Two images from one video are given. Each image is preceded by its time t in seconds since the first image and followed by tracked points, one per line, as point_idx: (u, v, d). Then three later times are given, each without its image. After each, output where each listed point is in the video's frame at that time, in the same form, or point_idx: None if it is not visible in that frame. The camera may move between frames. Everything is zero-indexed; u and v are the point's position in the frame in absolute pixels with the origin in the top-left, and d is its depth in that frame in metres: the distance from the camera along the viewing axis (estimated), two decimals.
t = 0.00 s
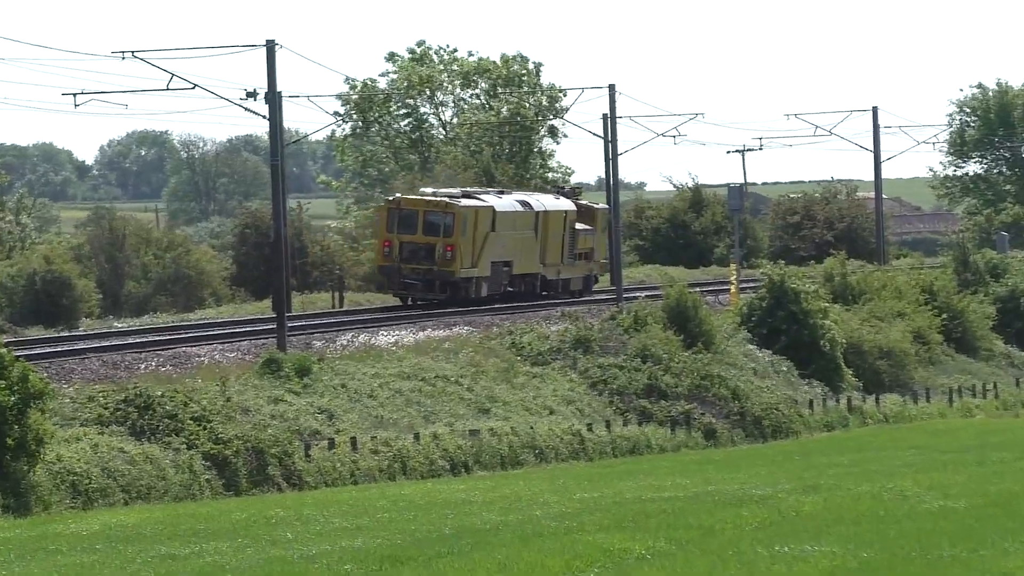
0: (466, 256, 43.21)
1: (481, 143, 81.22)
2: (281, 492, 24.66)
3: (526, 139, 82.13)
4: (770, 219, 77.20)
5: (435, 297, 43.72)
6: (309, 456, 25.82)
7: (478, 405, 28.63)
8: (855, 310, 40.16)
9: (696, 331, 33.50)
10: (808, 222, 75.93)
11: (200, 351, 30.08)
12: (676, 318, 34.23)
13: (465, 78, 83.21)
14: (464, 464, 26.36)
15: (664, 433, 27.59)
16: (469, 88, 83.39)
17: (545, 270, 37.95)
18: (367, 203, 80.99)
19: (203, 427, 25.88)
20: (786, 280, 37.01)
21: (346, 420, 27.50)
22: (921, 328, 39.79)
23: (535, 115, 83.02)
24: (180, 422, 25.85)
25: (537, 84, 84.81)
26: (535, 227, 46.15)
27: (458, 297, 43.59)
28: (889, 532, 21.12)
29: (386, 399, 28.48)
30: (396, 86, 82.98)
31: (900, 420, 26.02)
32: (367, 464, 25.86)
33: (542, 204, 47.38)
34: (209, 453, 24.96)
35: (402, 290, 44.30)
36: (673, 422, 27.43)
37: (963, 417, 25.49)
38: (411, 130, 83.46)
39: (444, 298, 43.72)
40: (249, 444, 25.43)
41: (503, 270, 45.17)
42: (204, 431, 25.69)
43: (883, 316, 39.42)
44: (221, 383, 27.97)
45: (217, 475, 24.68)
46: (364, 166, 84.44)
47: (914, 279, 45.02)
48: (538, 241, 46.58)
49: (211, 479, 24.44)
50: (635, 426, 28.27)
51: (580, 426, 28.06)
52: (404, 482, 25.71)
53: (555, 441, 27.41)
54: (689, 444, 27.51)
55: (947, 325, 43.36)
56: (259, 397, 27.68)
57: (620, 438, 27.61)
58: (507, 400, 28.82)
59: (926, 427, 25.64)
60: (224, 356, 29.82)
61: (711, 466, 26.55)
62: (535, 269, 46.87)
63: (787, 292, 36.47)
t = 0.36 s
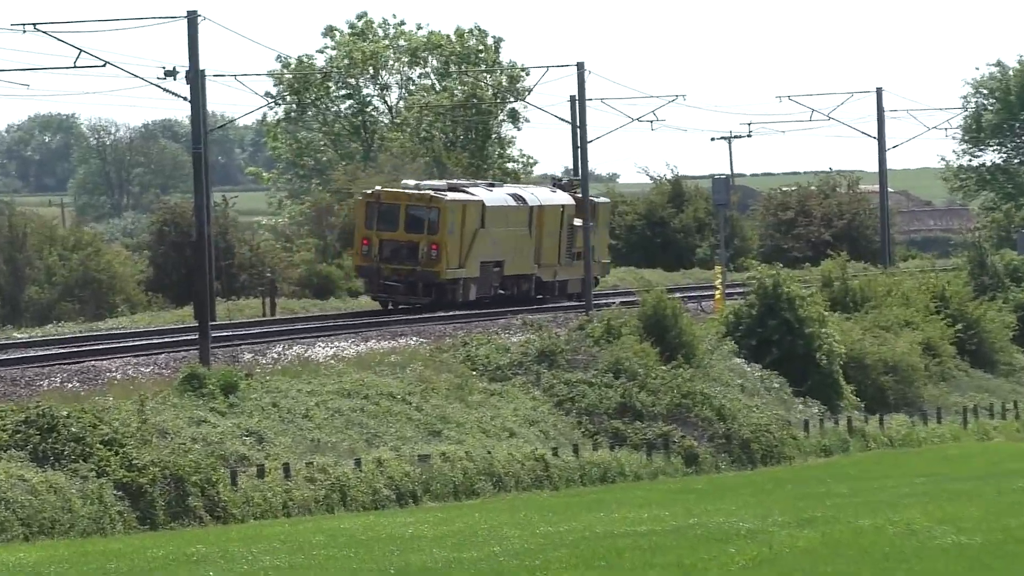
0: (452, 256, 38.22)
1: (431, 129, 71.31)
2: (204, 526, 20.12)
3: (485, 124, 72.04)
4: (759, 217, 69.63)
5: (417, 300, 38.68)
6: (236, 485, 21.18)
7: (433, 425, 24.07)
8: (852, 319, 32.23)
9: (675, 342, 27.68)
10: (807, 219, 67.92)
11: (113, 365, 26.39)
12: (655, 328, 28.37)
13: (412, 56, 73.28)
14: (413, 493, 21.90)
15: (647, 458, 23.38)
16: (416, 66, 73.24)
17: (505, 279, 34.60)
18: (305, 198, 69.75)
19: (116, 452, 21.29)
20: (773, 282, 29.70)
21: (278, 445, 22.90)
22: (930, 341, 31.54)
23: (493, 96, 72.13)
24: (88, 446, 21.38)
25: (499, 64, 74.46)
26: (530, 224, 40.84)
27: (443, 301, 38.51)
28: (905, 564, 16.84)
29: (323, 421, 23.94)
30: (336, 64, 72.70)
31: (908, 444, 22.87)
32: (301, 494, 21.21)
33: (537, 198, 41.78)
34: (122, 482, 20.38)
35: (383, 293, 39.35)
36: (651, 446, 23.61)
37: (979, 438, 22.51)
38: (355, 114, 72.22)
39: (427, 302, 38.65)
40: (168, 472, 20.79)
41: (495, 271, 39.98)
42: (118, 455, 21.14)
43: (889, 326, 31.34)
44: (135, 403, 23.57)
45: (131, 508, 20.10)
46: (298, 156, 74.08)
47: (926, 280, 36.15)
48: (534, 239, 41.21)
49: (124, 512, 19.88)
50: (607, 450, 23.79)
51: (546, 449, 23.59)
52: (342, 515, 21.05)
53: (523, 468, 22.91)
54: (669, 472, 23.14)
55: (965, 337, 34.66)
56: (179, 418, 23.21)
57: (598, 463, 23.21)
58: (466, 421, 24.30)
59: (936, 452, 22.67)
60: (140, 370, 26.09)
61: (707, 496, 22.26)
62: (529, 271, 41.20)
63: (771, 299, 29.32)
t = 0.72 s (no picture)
0: (442, 255, 32.52)
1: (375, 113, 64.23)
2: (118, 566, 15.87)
3: (434, 107, 65.13)
4: (746, 213, 59.07)
5: (402, 306, 32.92)
6: (152, 517, 16.76)
7: (376, 450, 19.93)
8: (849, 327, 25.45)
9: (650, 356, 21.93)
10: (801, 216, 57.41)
11: (10, 381, 22.85)
12: (627, 341, 22.47)
13: (353, 30, 65.73)
14: (353, 526, 17.72)
15: (620, 485, 19.44)
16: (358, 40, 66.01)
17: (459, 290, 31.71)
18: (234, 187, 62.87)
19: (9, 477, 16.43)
20: (760, 282, 23.31)
21: (201, 472, 18.54)
22: (943, 354, 24.47)
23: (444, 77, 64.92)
24: None
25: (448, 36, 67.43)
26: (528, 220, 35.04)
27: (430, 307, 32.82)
28: None
29: (251, 444, 19.65)
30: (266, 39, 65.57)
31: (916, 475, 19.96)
32: (225, 527, 16.86)
33: (533, 190, 35.96)
34: (21, 513, 15.94)
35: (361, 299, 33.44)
36: (622, 473, 19.90)
37: (996, 464, 19.96)
38: (288, 96, 65.51)
39: (412, 308, 32.94)
40: (74, 503, 16.42)
41: (488, 273, 34.18)
42: (13, 481, 16.39)
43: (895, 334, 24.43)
44: (34, 422, 19.04)
45: (30, 543, 15.79)
46: (223, 143, 66.76)
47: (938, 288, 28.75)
48: (532, 237, 35.47)
49: (24, 550, 15.53)
50: (575, 477, 19.77)
51: (502, 477, 19.42)
52: (275, 552, 16.72)
53: (481, 499, 18.76)
54: (645, 502, 19.17)
55: (982, 354, 27.33)
56: (85, 440, 18.66)
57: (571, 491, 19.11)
58: (412, 445, 20.14)
59: (949, 481, 19.84)
60: (42, 388, 22.56)
61: (698, 526, 18.35)
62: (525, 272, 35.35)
63: (758, 300, 23.09)
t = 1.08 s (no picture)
0: (435, 255, 30.26)
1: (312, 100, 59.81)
2: None
3: (380, 94, 60.00)
4: (724, 211, 53.70)
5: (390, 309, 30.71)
6: (68, 552, 13.99)
7: (314, 473, 17.15)
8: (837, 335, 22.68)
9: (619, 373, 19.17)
10: (786, 215, 51.93)
11: None
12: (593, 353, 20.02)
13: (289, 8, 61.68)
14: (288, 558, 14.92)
15: (586, 511, 17.00)
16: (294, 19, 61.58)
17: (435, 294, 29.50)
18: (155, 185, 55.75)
19: None
20: (740, 288, 20.63)
21: (122, 497, 15.62)
22: (945, 366, 21.56)
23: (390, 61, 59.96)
24: None
25: (396, 17, 62.20)
26: (528, 219, 32.55)
27: (421, 311, 30.63)
28: None
29: (178, 468, 16.64)
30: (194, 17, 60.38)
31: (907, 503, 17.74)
32: (148, 558, 14.01)
33: (534, 185, 33.26)
34: None
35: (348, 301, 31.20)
36: (589, 499, 17.45)
37: (1000, 488, 18.09)
38: (217, 80, 58.91)
39: (401, 311, 30.76)
40: None
41: (483, 274, 31.77)
42: None
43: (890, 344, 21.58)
44: None
45: None
46: (146, 132, 60.13)
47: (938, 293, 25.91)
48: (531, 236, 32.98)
49: None
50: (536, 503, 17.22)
51: (457, 502, 16.82)
52: None
53: (435, 530, 16.02)
54: (613, 532, 16.69)
55: (986, 369, 24.46)
56: None
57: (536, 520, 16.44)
58: (356, 469, 17.35)
59: (953, 511, 17.64)
60: None
61: (675, 556, 15.99)
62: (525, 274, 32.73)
63: (736, 307, 20.39)
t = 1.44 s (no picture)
0: (425, 257, 28.74)
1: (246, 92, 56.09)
2: None
3: (318, 85, 56.19)
4: (689, 211, 51.69)
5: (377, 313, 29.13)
6: None
7: (248, 493, 15.52)
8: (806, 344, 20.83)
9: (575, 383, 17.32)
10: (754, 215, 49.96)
11: None
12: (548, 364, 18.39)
13: None
14: None
15: (537, 533, 15.42)
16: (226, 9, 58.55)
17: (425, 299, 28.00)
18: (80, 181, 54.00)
19: None
20: (702, 294, 18.84)
21: (41, 521, 13.99)
22: (922, 378, 19.70)
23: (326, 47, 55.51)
24: None
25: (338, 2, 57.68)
26: (521, 219, 31.05)
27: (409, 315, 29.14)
28: None
29: (103, 487, 15.08)
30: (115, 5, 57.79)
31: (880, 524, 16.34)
32: None
33: (528, 183, 31.75)
34: None
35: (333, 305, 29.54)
36: (542, 521, 15.84)
37: (982, 509, 16.70)
38: (142, 71, 57.10)
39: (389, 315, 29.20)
40: None
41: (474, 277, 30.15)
42: None
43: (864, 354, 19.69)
44: None
45: None
46: (66, 126, 58.39)
47: (913, 298, 23.97)
48: (525, 238, 31.40)
49: None
50: (485, 524, 15.58)
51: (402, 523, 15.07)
52: None
53: (376, 553, 14.27)
54: (572, 554, 15.06)
55: (968, 380, 22.57)
56: None
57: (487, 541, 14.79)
58: (292, 488, 15.76)
59: (930, 533, 16.18)
60: None
61: None
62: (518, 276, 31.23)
63: (699, 316, 18.71)
